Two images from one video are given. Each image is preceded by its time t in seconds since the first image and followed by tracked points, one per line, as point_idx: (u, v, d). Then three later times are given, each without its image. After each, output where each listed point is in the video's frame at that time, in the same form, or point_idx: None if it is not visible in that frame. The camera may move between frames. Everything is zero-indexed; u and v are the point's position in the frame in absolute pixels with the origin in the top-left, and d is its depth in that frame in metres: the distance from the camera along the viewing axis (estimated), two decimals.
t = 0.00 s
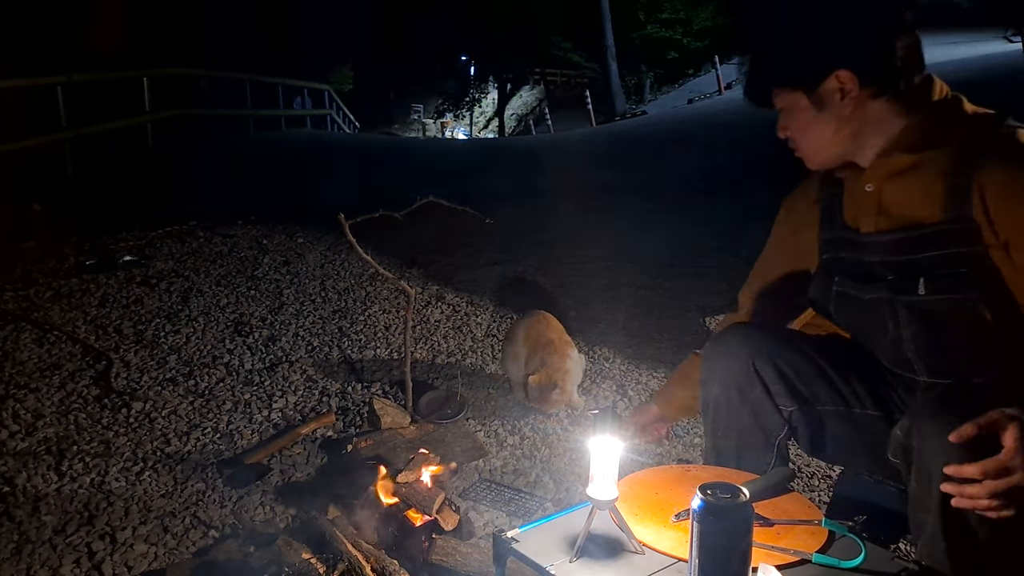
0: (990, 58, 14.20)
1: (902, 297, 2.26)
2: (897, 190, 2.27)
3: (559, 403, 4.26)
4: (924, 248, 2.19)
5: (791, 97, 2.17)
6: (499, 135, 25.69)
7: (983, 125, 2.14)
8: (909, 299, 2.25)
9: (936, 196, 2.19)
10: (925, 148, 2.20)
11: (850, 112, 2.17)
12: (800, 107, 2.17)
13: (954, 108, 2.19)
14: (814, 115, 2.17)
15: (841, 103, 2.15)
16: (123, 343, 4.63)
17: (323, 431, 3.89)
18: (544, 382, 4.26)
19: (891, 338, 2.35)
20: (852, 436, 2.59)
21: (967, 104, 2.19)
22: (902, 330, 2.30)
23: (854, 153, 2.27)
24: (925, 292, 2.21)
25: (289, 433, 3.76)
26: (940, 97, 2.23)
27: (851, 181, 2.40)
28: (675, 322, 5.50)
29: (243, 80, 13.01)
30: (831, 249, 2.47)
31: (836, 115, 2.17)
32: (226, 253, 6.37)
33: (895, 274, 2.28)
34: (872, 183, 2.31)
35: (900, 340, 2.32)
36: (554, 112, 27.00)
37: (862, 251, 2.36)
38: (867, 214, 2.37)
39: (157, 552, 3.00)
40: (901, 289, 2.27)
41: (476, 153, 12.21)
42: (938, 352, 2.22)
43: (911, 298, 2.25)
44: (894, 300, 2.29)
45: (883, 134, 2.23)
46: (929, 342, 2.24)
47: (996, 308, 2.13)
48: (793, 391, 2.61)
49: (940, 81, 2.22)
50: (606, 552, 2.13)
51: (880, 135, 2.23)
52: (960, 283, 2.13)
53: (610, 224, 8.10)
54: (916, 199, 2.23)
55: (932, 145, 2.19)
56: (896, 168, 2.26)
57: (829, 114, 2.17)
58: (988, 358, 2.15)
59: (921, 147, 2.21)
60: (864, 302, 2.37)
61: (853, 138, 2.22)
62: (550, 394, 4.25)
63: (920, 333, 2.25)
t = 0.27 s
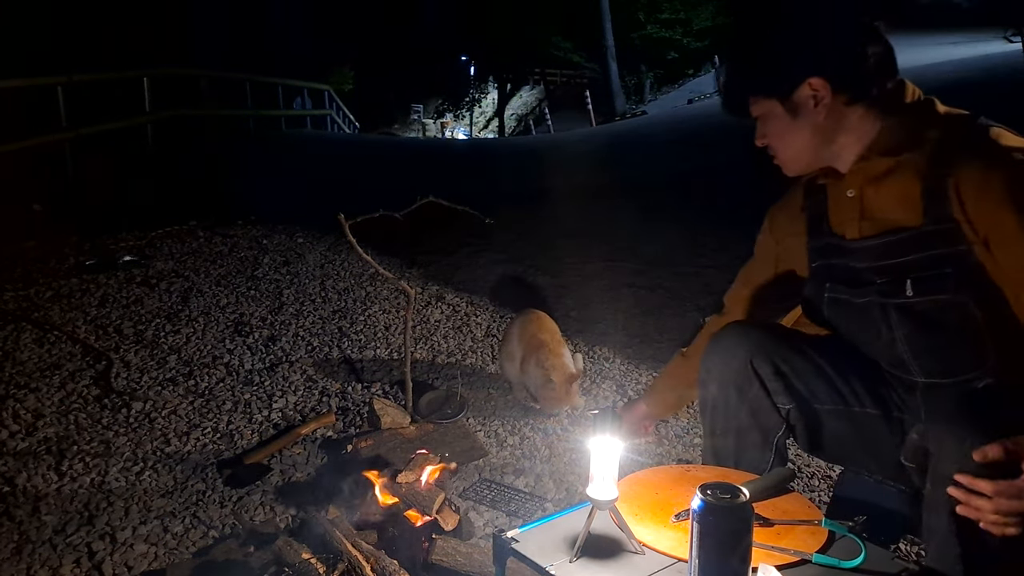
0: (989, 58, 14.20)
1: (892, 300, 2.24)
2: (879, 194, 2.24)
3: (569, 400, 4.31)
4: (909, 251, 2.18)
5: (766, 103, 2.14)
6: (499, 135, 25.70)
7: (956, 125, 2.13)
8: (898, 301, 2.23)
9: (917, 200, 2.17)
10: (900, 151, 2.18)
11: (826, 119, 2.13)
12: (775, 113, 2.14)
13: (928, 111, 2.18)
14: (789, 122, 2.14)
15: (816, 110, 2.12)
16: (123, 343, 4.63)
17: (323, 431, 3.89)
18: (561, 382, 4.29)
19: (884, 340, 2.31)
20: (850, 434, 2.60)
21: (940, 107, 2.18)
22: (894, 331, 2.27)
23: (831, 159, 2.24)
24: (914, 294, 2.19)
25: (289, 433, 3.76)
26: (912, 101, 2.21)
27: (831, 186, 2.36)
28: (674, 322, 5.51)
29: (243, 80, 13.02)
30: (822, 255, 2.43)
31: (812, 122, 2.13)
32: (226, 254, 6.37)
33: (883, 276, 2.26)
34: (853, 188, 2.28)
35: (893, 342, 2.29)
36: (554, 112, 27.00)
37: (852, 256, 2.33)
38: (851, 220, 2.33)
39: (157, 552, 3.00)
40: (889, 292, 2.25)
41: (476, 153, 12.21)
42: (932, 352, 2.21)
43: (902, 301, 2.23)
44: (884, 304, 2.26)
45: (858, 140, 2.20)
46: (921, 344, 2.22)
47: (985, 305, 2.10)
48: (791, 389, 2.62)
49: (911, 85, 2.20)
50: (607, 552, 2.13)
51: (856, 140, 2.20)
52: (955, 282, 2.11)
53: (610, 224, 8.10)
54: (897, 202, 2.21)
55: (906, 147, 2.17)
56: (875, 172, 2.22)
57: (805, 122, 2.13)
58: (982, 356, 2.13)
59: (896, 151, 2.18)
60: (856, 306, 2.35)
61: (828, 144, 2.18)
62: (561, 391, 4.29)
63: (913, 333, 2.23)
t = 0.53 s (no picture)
0: (989, 58, 14.19)
1: (882, 302, 2.27)
2: (861, 198, 2.24)
3: (572, 398, 4.28)
4: (893, 254, 2.19)
5: (746, 109, 2.16)
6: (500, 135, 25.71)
7: (933, 127, 2.11)
8: (888, 304, 2.26)
9: (896, 201, 2.17)
10: (877, 154, 2.18)
11: (805, 123, 2.15)
12: (755, 118, 2.16)
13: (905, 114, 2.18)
14: (769, 127, 2.16)
15: (794, 114, 2.13)
16: (123, 343, 4.63)
17: (323, 431, 3.89)
18: (562, 380, 4.27)
19: (880, 342, 2.34)
20: (848, 430, 2.55)
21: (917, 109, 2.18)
22: (888, 332, 2.29)
23: (813, 163, 2.25)
24: (902, 296, 2.21)
25: (289, 433, 3.76)
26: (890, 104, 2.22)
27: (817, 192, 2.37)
28: (674, 322, 5.51)
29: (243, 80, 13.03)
30: (811, 261, 2.44)
31: (791, 127, 2.15)
32: (226, 253, 6.37)
33: (871, 279, 2.28)
34: (836, 193, 2.28)
35: (888, 343, 2.31)
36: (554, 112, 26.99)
37: (840, 261, 2.34)
38: (837, 226, 2.34)
39: (157, 552, 3.00)
40: (880, 295, 2.27)
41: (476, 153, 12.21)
42: (925, 352, 2.23)
43: (892, 302, 2.25)
44: (875, 307, 2.29)
45: (837, 144, 2.20)
46: (916, 343, 2.24)
47: (975, 303, 2.11)
48: (786, 386, 2.60)
49: (886, 89, 2.21)
50: (607, 552, 2.13)
51: (836, 144, 2.20)
52: (949, 282, 2.12)
53: (610, 224, 8.11)
54: (879, 204, 2.22)
55: (882, 151, 2.17)
56: (855, 176, 2.22)
57: (784, 126, 2.15)
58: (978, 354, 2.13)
59: (873, 154, 2.18)
60: (849, 309, 2.38)
61: (809, 148, 2.20)
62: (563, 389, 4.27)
63: (906, 333, 2.25)
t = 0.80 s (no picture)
0: (989, 58, 14.18)
1: (876, 302, 2.27)
2: (851, 199, 2.24)
3: (573, 398, 4.27)
4: (885, 253, 2.19)
5: (734, 113, 2.18)
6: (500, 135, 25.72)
7: (919, 125, 2.12)
8: (882, 303, 2.26)
9: (887, 201, 2.16)
10: (864, 155, 2.18)
11: (793, 125, 2.16)
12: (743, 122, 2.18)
13: (890, 114, 2.18)
14: (757, 130, 2.17)
15: (781, 117, 2.15)
16: (123, 343, 4.63)
17: (323, 431, 3.89)
18: (564, 380, 4.25)
19: (876, 342, 2.34)
20: (846, 430, 2.55)
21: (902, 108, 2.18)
22: (883, 331, 2.29)
23: (802, 166, 2.26)
24: (896, 294, 2.22)
25: (289, 432, 3.76)
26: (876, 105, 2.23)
27: (808, 195, 2.37)
28: (674, 322, 5.51)
29: (244, 80, 13.03)
30: (806, 264, 2.42)
31: (779, 130, 2.17)
32: (226, 254, 6.38)
33: (865, 279, 2.27)
34: (827, 195, 2.28)
35: (884, 342, 2.31)
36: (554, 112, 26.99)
37: (833, 262, 2.33)
38: (828, 227, 2.33)
39: (157, 552, 3.00)
40: (874, 294, 2.27)
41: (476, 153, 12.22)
42: (920, 351, 2.24)
43: (887, 301, 2.25)
44: (870, 306, 2.29)
45: (826, 146, 2.21)
46: (913, 342, 2.24)
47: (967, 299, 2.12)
48: (782, 383, 2.60)
49: (871, 90, 2.22)
50: (606, 552, 2.13)
51: (825, 146, 2.21)
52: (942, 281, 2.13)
53: (610, 224, 8.11)
54: (868, 205, 2.21)
55: (869, 152, 2.17)
56: (844, 177, 2.22)
57: (772, 129, 2.17)
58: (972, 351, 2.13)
59: (860, 155, 2.18)
60: (844, 310, 2.39)
61: (797, 151, 2.21)
62: (564, 389, 4.26)
63: (901, 331, 2.25)
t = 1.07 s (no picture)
0: (990, 58, 14.16)
1: (873, 303, 2.27)
2: (843, 202, 2.23)
3: (575, 399, 4.24)
4: (880, 253, 2.19)
5: (724, 120, 2.21)
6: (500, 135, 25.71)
7: (908, 125, 2.12)
8: (879, 304, 2.26)
9: (879, 203, 2.16)
10: (854, 157, 2.17)
11: (782, 130, 2.20)
12: (733, 128, 2.21)
13: (879, 115, 2.19)
14: (747, 136, 2.20)
15: (770, 122, 2.18)
16: (123, 343, 4.63)
17: (323, 431, 3.89)
18: (565, 384, 4.21)
19: (873, 341, 2.34)
20: (844, 432, 2.52)
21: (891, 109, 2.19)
22: (880, 332, 2.30)
23: (792, 170, 2.29)
24: (892, 294, 2.22)
25: (289, 432, 3.76)
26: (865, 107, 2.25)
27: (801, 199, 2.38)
28: (674, 322, 5.51)
29: (244, 81, 13.03)
30: (802, 266, 2.43)
31: (768, 135, 2.20)
32: (225, 254, 6.38)
33: (862, 280, 2.27)
34: (818, 198, 2.28)
35: (882, 342, 2.32)
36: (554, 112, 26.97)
37: (829, 264, 2.33)
38: (822, 229, 2.32)
39: (157, 552, 3.00)
40: (870, 295, 2.27)
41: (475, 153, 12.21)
42: (917, 350, 2.23)
43: (883, 301, 2.25)
44: (866, 307, 2.29)
45: (815, 149, 2.24)
46: (911, 342, 2.24)
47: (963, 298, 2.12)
48: (778, 381, 2.59)
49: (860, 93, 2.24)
50: (607, 552, 2.13)
51: (814, 148, 2.24)
52: (939, 280, 2.14)
53: (610, 224, 8.11)
54: (858, 207, 2.20)
55: (860, 153, 2.17)
56: (835, 180, 2.22)
57: (761, 134, 2.20)
58: (967, 350, 2.13)
59: (850, 157, 2.18)
60: (841, 312, 2.39)
61: (786, 154, 2.24)
62: (567, 390, 4.23)
63: (899, 332, 2.25)
